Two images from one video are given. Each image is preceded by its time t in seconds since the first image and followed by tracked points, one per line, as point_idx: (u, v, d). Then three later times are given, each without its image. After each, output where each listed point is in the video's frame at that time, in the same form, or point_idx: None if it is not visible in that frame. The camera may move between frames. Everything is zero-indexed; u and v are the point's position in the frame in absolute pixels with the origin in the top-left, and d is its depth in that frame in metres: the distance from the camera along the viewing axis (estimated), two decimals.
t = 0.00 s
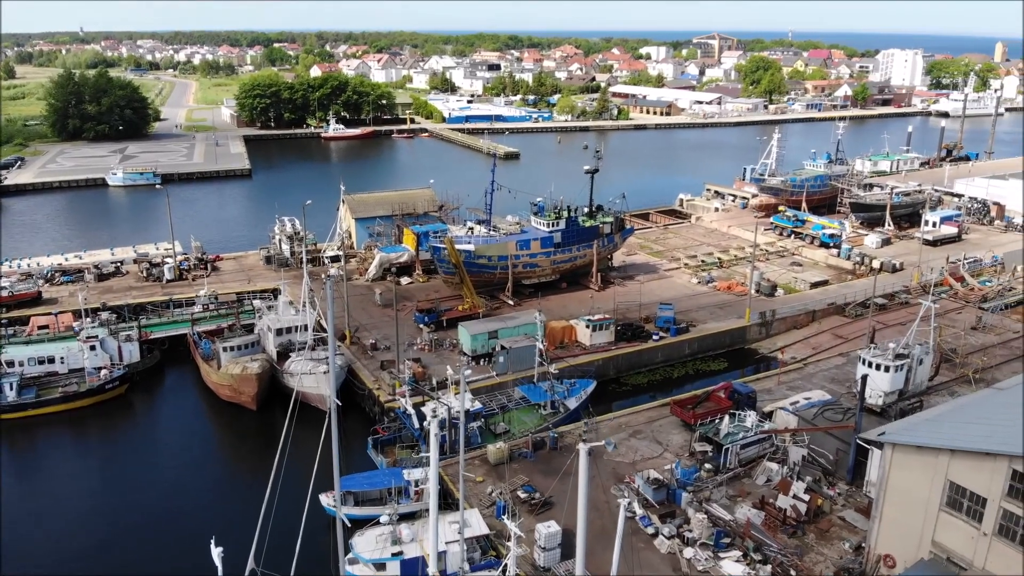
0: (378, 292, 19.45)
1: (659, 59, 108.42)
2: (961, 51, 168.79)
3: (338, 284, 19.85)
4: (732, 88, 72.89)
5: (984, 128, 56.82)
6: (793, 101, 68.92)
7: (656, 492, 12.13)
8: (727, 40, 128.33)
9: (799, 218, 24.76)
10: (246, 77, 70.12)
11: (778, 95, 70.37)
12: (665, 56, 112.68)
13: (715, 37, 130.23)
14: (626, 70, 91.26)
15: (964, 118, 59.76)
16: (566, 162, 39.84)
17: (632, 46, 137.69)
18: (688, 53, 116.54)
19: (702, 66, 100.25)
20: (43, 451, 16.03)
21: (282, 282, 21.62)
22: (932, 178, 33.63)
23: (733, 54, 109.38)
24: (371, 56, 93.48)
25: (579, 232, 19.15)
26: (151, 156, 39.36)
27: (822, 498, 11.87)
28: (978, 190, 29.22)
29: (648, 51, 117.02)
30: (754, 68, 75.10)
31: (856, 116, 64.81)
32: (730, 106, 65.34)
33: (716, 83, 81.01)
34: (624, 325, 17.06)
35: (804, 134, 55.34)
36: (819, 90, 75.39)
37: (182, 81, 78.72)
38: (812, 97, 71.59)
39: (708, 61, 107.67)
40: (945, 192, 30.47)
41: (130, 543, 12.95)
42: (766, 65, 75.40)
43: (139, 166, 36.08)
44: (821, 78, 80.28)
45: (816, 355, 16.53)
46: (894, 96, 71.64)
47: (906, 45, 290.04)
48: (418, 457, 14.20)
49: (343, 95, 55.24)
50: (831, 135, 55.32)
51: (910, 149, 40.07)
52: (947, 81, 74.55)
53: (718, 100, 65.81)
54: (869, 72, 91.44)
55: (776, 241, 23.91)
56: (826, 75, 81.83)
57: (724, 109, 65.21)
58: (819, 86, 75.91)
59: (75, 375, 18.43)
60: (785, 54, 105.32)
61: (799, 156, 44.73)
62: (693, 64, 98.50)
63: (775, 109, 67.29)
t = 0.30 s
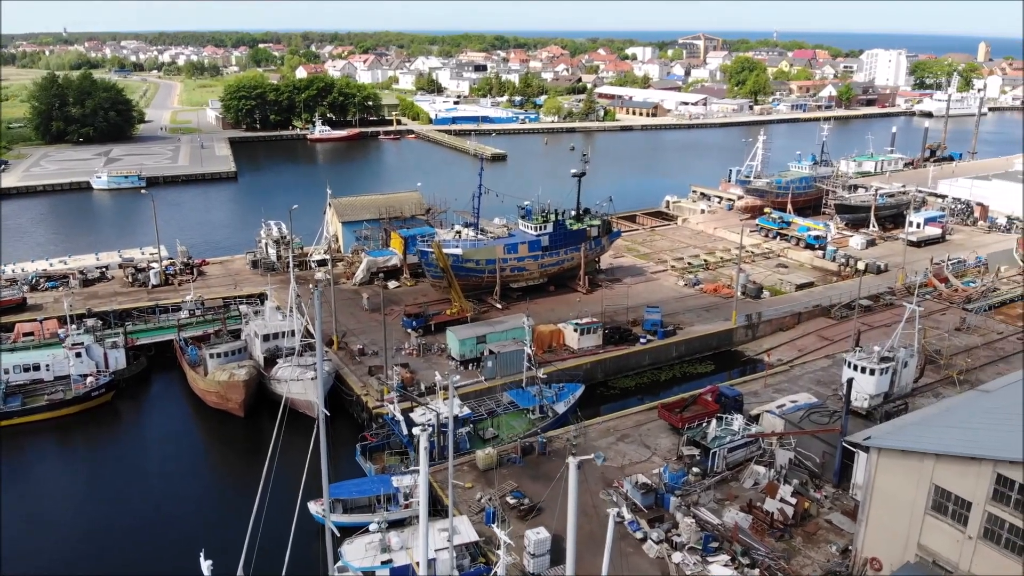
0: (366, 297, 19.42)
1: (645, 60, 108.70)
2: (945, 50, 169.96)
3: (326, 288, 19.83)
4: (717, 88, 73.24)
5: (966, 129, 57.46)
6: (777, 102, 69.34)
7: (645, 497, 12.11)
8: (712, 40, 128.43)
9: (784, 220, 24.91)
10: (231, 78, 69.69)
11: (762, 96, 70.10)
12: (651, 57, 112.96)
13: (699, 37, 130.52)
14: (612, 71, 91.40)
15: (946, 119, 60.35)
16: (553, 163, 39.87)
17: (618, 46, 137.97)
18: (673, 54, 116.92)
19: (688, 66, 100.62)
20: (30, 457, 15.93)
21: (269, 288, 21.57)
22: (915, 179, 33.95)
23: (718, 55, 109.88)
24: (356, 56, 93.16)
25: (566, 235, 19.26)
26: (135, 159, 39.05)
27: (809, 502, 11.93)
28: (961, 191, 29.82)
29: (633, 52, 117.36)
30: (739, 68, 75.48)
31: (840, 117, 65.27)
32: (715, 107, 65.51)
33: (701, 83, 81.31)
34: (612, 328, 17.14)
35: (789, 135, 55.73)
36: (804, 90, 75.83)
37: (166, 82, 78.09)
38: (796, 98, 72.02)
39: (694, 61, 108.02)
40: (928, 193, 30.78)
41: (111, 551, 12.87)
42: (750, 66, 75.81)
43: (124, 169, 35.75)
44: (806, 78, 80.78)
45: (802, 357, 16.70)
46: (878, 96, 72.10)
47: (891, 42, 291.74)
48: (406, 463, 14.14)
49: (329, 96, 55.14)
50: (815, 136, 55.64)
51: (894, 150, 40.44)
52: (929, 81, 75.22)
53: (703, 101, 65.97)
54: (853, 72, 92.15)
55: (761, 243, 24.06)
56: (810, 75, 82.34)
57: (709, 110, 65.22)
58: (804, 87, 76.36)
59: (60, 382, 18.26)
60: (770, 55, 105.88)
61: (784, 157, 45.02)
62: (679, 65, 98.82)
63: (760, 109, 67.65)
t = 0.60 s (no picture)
0: (351, 301, 19.35)
1: (628, 61, 108.79)
2: (926, 48, 171.36)
3: (311, 294, 19.75)
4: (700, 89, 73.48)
5: (946, 129, 58.06)
6: (760, 103, 69.70)
7: (631, 501, 12.12)
8: (695, 40, 128.23)
9: (767, 221, 25.04)
10: (212, 79, 69.03)
11: (745, 97, 70.64)
12: (634, 58, 113.15)
13: (682, 38, 130.69)
14: (596, 71, 91.47)
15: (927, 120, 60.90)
16: (537, 165, 39.89)
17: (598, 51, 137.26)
18: (656, 55, 117.25)
19: (671, 66, 100.88)
20: (11, 464, 15.71)
21: (253, 293, 21.47)
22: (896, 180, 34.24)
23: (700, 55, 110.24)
24: (339, 57, 92.55)
25: (552, 238, 19.27)
26: (117, 162, 38.66)
27: (793, 504, 12.01)
28: (942, 191, 30.14)
29: (616, 53, 117.48)
30: (721, 68, 75.76)
31: (822, 117, 65.71)
32: (698, 108, 65.61)
33: (684, 83, 81.58)
34: (597, 332, 17.21)
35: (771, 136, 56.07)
36: (786, 90, 76.22)
37: (146, 84, 77.14)
38: (778, 98, 72.42)
39: (677, 61, 108.24)
40: (909, 194, 31.07)
41: (92, 559, 12.71)
42: (733, 66, 76.14)
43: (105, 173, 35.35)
44: (788, 79, 81.26)
45: (786, 359, 16.84)
46: (860, 96, 72.58)
47: (872, 39, 293.98)
48: (393, 470, 14.06)
49: (312, 98, 54.90)
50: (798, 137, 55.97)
51: (876, 150, 40.75)
52: (909, 82, 75.78)
53: (686, 103, 65.90)
54: (835, 73, 92.82)
55: (744, 245, 24.21)
56: (792, 75, 82.77)
57: (692, 112, 65.24)
58: (786, 87, 76.81)
59: (43, 391, 18.04)
60: (752, 56, 106.33)
61: (766, 159, 45.30)
62: (662, 65, 99.02)
63: (743, 110, 67.96)
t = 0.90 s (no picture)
0: (335, 306, 19.28)
1: (610, 61, 108.94)
2: (905, 48, 172.92)
3: (294, 299, 19.66)
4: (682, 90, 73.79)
5: (925, 129, 58.70)
6: (741, 104, 70.13)
7: (616, 505, 12.15)
8: (676, 41, 128.50)
9: (749, 223, 25.17)
10: (192, 81, 68.40)
11: (727, 97, 71.25)
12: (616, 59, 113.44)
13: (663, 39, 131.08)
14: (578, 72, 91.60)
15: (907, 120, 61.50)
16: (520, 166, 39.93)
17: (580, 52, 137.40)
18: (638, 56, 117.74)
19: (653, 67, 101.15)
20: None
21: (236, 299, 21.35)
22: (877, 180, 34.54)
23: (682, 55, 110.60)
24: (320, 58, 91.97)
25: (536, 241, 19.28)
26: (97, 166, 38.21)
27: (777, 507, 12.08)
28: (921, 191, 30.46)
29: (599, 53, 117.60)
30: (702, 69, 76.22)
31: (803, 117, 66.21)
32: (680, 109, 65.81)
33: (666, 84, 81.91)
34: (582, 335, 17.27)
35: (753, 137, 56.44)
36: (767, 91, 76.65)
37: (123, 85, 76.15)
38: (760, 99, 72.92)
39: (658, 62, 108.52)
40: (889, 195, 31.34)
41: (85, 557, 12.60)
42: (715, 66, 76.46)
43: (84, 177, 34.83)
44: (769, 79, 81.82)
45: (768, 361, 17.00)
46: (840, 96, 73.08)
47: (853, 36, 296.16)
48: (379, 477, 14.01)
49: (294, 100, 54.72)
50: (778, 138, 56.36)
51: (855, 151, 41.12)
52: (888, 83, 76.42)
53: (668, 104, 65.55)
54: (815, 73, 93.54)
55: (726, 247, 24.36)
56: (773, 75, 83.32)
57: (674, 112, 65.49)
58: (767, 87, 77.31)
59: (24, 400, 17.76)
60: (734, 56, 106.82)
61: (747, 160, 45.61)
62: (644, 66, 99.23)
63: (725, 111, 68.32)
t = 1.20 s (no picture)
0: (319, 311, 19.22)
1: (593, 62, 109.06)
2: (885, 48, 174.51)
3: (277, 304, 19.57)
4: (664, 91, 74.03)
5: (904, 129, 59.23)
6: (723, 104, 70.49)
7: (601, 509, 12.17)
8: (658, 41, 128.90)
9: (731, 225, 25.28)
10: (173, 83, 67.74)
11: (708, 98, 71.11)
12: (598, 60, 113.66)
13: (644, 39, 131.45)
14: (561, 73, 91.68)
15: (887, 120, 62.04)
16: (503, 167, 39.99)
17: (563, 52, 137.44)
18: (620, 57, 118.10)
19: (635, 68, 101.42)
20: None
21: (220, 305, 21.24)
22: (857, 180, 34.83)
23: (665, 55, 110.90)
24: (302, 60, 91.37)
25: (521, 245, 19.32)
26: (77, 169, 37.70)
27: (760, 509, 12.16)
28: (901, 191, 30.76)
29: (582, 54, 117.76)
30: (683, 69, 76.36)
31: (784, 117, 66.67)
32: (662, 110, 65.97)
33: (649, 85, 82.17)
34: (567, 338, 17.34)
35: (734, 137, 56.76)
36: (748, 91, 77.03)
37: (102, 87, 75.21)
38: (741, 99, 73.34)
39: (641, 63, 108.79)
40: (869, 196, 31.60)
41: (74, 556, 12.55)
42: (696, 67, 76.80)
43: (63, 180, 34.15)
44: (751, 79, 82.30)
45: (751, 362, 17.13)
46: (821, 96, 73.60)
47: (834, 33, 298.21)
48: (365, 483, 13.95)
49: (276, 101, 54.51)
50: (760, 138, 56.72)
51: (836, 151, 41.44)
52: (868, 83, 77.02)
53: (650, 104, 66.04)
54: (797, 72, 94.12)
55: (709, 248, 24.50)
56: (754, 75, 83.84)
57: (657, 113, 65.67)
58: (748, 87, 77.74)
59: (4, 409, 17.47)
60: (716, 57, 107.29)
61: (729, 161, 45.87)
62: (627, 67, 99.44)
63: (707, 111, 68.64)
